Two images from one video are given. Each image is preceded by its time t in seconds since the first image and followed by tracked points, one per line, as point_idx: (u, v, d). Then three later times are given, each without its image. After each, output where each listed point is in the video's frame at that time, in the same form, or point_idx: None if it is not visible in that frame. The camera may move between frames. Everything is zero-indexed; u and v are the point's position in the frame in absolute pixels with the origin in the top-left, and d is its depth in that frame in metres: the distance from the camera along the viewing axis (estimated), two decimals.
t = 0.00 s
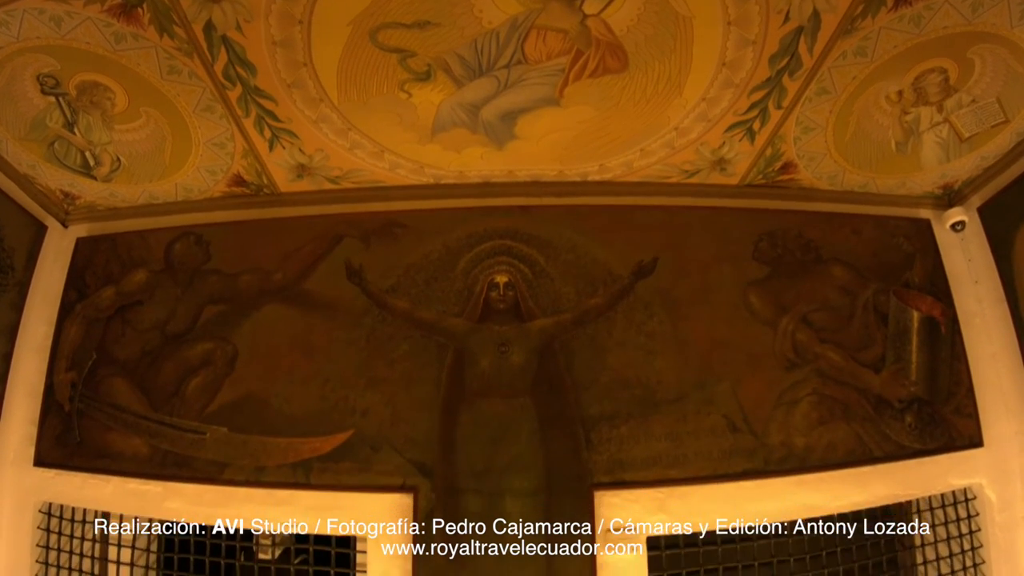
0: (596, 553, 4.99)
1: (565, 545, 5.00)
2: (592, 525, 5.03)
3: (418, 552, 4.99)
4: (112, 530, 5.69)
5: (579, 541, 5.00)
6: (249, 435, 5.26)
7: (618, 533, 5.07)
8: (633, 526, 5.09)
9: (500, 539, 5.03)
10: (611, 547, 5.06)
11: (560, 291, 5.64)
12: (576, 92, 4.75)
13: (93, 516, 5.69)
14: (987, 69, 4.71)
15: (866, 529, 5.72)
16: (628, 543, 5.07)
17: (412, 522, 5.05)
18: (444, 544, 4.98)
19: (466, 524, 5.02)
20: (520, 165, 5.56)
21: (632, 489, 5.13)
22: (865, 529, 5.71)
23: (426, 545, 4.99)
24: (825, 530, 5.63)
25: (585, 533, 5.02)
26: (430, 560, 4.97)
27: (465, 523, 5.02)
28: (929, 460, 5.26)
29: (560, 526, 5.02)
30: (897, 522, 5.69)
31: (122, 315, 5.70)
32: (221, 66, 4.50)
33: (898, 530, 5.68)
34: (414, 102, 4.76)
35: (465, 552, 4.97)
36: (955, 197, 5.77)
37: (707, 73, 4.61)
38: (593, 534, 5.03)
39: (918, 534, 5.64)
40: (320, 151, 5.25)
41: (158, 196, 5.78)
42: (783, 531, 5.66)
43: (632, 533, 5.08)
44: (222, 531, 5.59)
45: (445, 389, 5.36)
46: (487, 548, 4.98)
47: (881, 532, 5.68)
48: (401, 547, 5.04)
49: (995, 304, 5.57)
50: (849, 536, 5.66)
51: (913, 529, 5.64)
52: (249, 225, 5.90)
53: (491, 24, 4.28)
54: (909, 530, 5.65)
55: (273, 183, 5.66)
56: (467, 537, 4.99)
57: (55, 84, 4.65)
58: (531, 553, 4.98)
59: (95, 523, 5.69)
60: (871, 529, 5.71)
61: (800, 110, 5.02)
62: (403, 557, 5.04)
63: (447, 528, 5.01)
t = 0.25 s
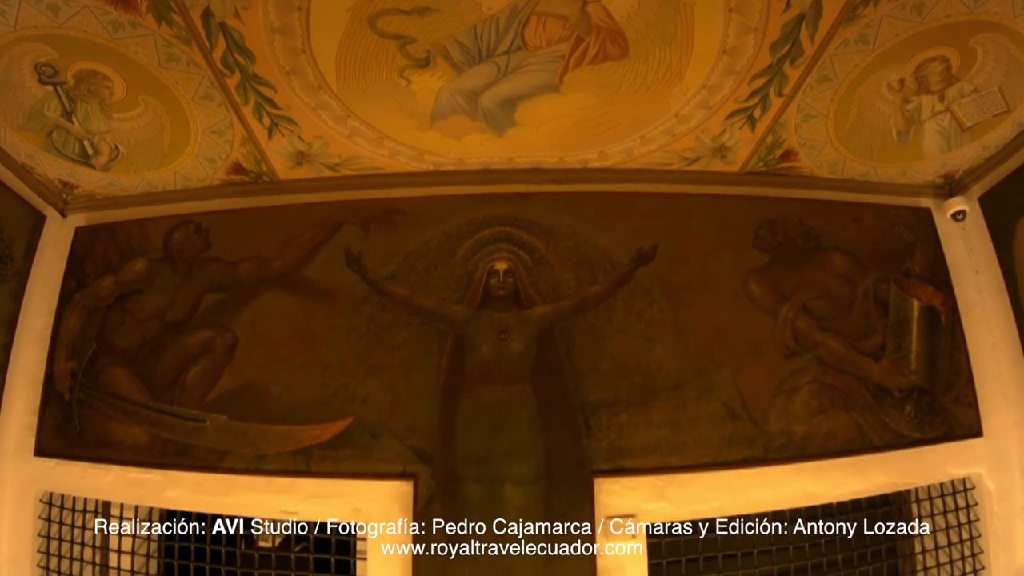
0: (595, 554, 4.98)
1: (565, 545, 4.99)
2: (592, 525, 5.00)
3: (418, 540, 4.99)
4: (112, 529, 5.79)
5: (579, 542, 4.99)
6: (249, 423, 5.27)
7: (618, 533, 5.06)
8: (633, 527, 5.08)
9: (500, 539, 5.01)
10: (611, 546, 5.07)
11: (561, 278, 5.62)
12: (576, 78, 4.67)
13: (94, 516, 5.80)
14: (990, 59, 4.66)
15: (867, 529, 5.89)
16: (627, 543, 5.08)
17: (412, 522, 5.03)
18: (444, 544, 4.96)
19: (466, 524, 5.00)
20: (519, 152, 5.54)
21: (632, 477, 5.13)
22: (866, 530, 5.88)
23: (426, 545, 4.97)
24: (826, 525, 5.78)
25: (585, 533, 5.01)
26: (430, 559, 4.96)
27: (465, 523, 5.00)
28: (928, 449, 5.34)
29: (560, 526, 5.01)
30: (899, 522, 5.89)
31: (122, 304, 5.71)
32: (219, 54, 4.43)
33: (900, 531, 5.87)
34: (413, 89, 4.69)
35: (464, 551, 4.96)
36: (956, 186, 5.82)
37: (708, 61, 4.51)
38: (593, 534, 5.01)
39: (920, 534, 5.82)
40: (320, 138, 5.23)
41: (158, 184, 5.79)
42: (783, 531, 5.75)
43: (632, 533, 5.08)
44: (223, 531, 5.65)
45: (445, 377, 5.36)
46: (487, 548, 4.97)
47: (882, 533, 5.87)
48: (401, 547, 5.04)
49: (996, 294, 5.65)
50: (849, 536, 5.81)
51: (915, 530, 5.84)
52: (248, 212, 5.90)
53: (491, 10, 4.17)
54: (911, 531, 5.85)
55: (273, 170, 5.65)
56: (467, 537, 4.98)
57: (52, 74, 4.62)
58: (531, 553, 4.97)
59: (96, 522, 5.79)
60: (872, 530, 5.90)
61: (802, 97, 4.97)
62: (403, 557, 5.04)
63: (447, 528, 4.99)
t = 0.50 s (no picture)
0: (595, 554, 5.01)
1: (565, 545, 5.02)
2: (592, 525, 5.03)
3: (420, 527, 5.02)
4: (112, 530, 5.82)
5: (579, 542, 5.02)
6: (249, 412, 5.28)
7: (618, 533, 5.10)
8: (633, 526, 5.12)
9: (500, 539, 5.04)
10: (611, 546, 5.10)
11: (560, 265, 5.60)
12: (576, 65, 4.62)
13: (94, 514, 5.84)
14: (992, 49, 4.62)
15: (866, 529, 5.91)
16: (627, 543, 5.12)
17: (413, 522, 5.07)
18: (444, 544, 5.00)
19: (466, 524, 5.04)
20: (519, 139, 5.51)
21: (631, 464, 5.14)
22: (865, 529, 5.90)
23: (426, 545, 5.01)
24: (826, 524, 5.82)
25: (585, 533, 5.04)
26: (430, 559, 5.00)
27: (466, 523, 5.03)
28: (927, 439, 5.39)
29: (561, 526, 5.03)
30: (898, 523, 5.93)
31: (121, 293, 5.73)
32: (218, 42, 4.40)
33: (900, 531, 5.91)
34: (413, 76, 4.64)
35: (465, 551, 5.01)
36: (956, 175, 5.81)
37: (709, 48, 4.48)
38: (593, 534, 5.04)
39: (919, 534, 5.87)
40: (319, 126, 5.21)
41: (156, 173, 5.77)
42: (783, 531, 5.77)
43: (632, 533, 5.13)
44: (222, 531, 5.67)
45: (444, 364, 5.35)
46: (487, 547, 5.01)
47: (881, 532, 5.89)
48: (402, 547, 5.08)
49: (996, 284, 5.68)
50: (849, 536, 5.84)
51: (915, 529, 5.88)
52: (246, 202, 5.87)
53: None
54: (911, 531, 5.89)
55: (271, 158, 5.62)
56: (468, 537, 5.01)
57: (50, 63, 4.59)
58: (531, 552, 5.01)
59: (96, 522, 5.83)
60: (871, 530, 5.91)
61: (803, 85, 4.94)
62: (403, 557, 5.08)
63: (447, 528, 5.02)
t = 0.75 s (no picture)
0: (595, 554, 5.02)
1: (565, 545, 5.02)
2: (592, 525, 5.03)
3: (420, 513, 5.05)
4: (112, 530, 5.87)
5: (579, 542, 5.02)
6: (249, 400, 5.29)
7: (618, 533, 5.10)
8: (633, 526, 5.12)
9: (500, 539, 5.05)
10: (611, 546, 5.10)
11: (560, 252, 5.59)
12: (576, 52, 4.59)
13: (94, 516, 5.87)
14: (994, 39, 4.60)
15: (866, 529, 5.91)
16: (627, 544, 5.11)
17: (413, 522, 5.07)
18: (444, 544, 5.02)
19: (466, 524, 5.04)
20: (518, 126, 5.49)
21: (631, 452, 5.14)
22: (865, 530, 5.91)
23: (426, 545, 5.03)
24: (826, 524, 5.79)
25: (585, 533, 5.03)
26: (430, 559, 5.02)
27: (466, 523, 5.04)
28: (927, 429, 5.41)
29: (561, 526, 5.03)
30: (898, 522, 6.00)
31: (121, 282, 5.76)
32: (216, 30, 4.37)
33: (900, 531, 5.98)
34: (412, 62, 4.61)
35: (465, 551, 5.02)
36: (958, 165, 5.80)
37: (709, 35, 4.45)
38: (593, 534, 5.04)
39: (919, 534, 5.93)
40: (318, 113, 5.19)
41: (156, 162, 5.76)
42: (783, 531, 5.76)
43: (632, 533, 5.12)
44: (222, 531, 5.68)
45: (444, 351, 5.35)
46: (488, 548, 5.02)
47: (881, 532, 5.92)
48: (401, 547, 5.09)
49: (997, 274, 5.70)
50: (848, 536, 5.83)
51: (915, 529, 5.94)
52: (246, 190, 5.87)
53: None
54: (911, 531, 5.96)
55: (270, 146, 5.61)
56: (468, 537, 5.02)
57: (47, 53, 4.57)
58: (531, 552, 5.02)
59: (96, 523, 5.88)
60: (871, 529, 5.94)
61: (805, 73, 4.91)
62: (404, 557, 5.09)
63: (447, 528, 5.03)
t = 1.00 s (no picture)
0: (594, 554, 5.05)
1: (565, 544, 5.05)
2: (592, 525, 5.05)
3: (419, 499, 5.07)
4: (113, 529, 5.91)
5: (579, 541, 5.05)
6: (249, 387, 5.31)
7: (618, 533, 5.13)
8: (633, 526, 5.15)
9: (500, 539, 5.07)
10: (611, 546, 5.12)
11: (560, 239, 5.58)
12: (577, 39, 4.55)
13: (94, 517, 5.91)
14: (997, 28, 4.57)
15: (866, 529, 5.94)
16: (627, 544, 5.13)
17: (413, 522, 5.10)
18: (444, 544, 5.04)
19: (466, 524, 5.05)
20: (517, 113, 5.48)
21: (631, 439, 5.15)
22: (865, 530, 5.94)
23: (427, 545, 5.06)
24: (826, 524, 5.83)
25: (585, 533, 5.06)
26: (430, 559, 5.04)
27: (466, 523, 5.05)
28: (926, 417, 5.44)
29: (561, 526, 5.05)
30: (898, 522, 6.00)
31: (120, 271, 5.76)
32: (214, 17, 4.35)
33: (901, 531, 5.97)
34: (410, 49, 4.58)
35: (465, 551, 5.04)
36: (959, 154, 5.79)
37: (710, 22, 4.43)
38: (593, 534, 5.06)
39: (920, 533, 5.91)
40: (317, 100, 5.18)
41: (154, 150, 5.75)
42: (783, 531, 5.81)
43: (632, 534, 5.15)
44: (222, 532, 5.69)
45: (444, 338, 5.35)
46: (488, 547, 5.04)
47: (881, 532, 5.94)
48: (402, 547, 5.11)
49: (997, 264, 5.73)
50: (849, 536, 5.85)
51: (916, 529, 5.94)
52: (245, 178, 5.86)
53: None
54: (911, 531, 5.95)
55: (269, 133, 5.59)
56: (468, 537, 5.04)
57: (45, 41, 4.54)
58: (531, 552, 5.04)
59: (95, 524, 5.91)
60: (871, 529, 5.96)
61: (806, 61, 4.89)
62: (404, 556, 5.12)
63: (447, 528, 5.05)
